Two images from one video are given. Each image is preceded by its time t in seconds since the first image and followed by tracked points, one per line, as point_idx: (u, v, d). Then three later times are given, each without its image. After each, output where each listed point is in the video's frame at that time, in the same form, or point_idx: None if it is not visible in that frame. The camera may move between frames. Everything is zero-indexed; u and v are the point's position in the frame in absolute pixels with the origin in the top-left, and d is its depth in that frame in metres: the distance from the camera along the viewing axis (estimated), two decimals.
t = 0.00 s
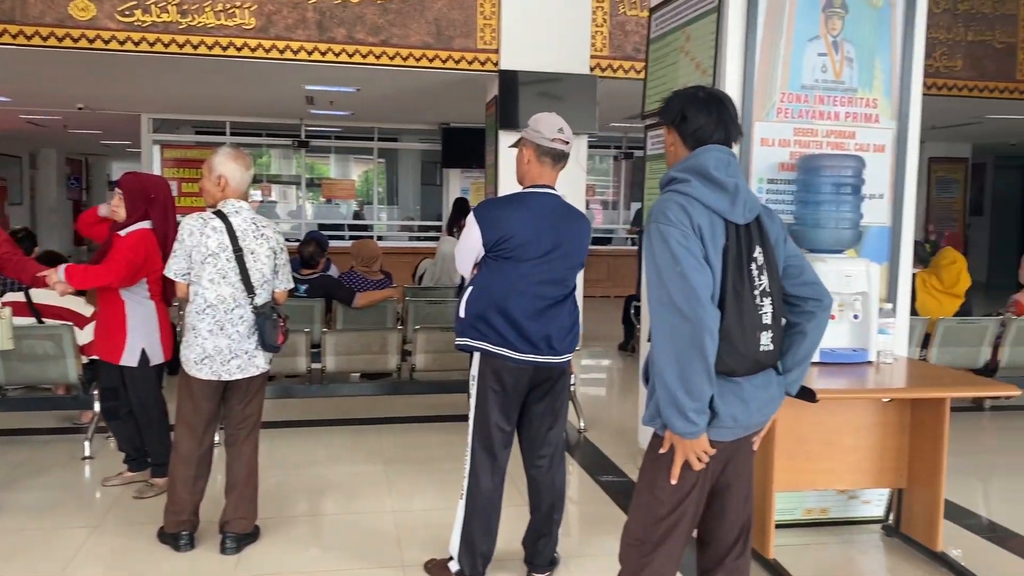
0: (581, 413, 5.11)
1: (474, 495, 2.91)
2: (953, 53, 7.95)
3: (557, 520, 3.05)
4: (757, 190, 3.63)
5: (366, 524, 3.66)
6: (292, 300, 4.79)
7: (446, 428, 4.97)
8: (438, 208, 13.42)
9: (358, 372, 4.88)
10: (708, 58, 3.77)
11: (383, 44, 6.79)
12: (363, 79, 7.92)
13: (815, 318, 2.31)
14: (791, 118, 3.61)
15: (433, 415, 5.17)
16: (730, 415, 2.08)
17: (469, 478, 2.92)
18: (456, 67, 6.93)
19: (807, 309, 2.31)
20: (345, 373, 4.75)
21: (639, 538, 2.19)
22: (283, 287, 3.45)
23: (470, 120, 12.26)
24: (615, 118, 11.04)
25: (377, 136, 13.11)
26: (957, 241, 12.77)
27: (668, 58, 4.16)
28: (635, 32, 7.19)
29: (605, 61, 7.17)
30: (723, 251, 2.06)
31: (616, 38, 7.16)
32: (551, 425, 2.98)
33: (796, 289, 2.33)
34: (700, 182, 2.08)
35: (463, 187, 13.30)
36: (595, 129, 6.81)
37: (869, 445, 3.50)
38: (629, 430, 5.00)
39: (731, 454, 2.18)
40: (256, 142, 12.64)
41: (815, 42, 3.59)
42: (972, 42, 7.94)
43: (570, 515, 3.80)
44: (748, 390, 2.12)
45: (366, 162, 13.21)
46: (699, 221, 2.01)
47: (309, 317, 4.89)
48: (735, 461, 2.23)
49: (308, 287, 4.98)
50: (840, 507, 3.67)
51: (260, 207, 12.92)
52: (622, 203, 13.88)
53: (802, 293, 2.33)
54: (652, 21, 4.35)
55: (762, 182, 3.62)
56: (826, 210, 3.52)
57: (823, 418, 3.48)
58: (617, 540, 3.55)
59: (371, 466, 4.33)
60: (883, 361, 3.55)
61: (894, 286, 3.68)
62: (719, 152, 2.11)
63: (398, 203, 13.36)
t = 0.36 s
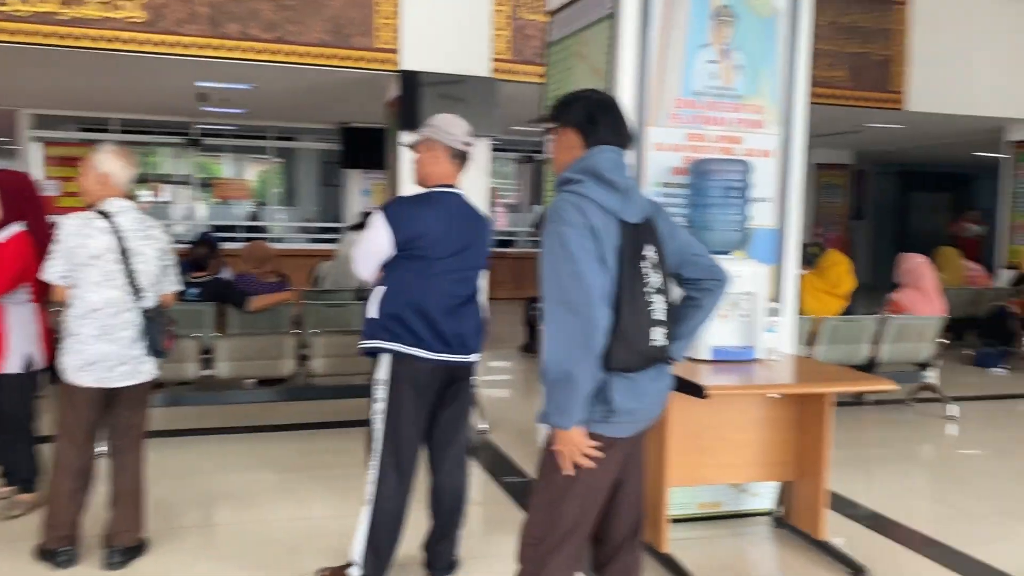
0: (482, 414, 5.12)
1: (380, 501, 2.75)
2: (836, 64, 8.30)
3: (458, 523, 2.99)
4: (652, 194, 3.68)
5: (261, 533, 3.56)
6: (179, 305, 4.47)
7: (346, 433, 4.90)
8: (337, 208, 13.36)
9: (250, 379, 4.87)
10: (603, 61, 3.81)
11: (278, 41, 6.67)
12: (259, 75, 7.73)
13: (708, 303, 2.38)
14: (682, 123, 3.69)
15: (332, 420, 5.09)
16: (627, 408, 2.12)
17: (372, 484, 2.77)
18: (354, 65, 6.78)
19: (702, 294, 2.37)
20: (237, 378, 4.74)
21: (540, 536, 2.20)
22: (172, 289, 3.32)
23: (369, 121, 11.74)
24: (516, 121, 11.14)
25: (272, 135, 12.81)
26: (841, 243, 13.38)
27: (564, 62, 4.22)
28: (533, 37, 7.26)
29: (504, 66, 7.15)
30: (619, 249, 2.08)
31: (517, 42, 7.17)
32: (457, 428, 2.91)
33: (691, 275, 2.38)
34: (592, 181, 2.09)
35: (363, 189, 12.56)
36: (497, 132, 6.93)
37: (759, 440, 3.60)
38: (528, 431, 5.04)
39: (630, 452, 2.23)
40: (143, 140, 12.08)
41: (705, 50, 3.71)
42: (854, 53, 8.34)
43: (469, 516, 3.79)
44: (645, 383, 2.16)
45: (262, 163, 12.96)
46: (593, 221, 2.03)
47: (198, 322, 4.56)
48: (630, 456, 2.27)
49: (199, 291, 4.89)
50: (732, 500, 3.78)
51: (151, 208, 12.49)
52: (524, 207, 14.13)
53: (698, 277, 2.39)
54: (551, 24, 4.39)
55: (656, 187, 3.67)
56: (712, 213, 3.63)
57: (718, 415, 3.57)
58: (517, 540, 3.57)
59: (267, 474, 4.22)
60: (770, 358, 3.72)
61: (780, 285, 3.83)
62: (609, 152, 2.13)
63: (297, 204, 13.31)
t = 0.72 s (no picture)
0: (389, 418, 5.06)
1: (277, 514, 2.64)
2: (733, 72, 8.73)
3: (358, 527, 2.91)
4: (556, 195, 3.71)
5: (157, 546, 3.42)
6: (67, 312, 4.48)
7: (249, 441, 4.77)
8: (240, 213, 12.91)
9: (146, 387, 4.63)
10: (508, 64, 3.82)
11: (177, 37, 7.05)
12: (156, 70, 7.47)
13: (606, 302, 2.36)
14: (586, 126, 3.74)
15: (236, 428, 4.95)
16: (535, 410, 2.07)
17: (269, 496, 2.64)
18: (258, 62, 7.31)
19: (599, 293, 2.34)
20: (133, 386, 4.50)
21: (454, 543, 2.09)
22: (55, 292, 3.12)
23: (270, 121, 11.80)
24: (425, 123, 11.11)
25: (171, 133, 12.43)
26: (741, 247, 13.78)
27: (471, 64, 4.22)
28: (441, 37, 7.98)
29: (411, 65, 7.85)
30: (521, 252, 2.01)
31: (423, 43, 7.89)
32: (351, 435, 2.86)
33: (590, 272, 2.35)
34: (492, 183, 2.04)
35: (266, 190, 12.45)
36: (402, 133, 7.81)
37: (660, 435, 3.67)
38: (437, 434, 5.03)
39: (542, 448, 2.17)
40: (30, 138, 11.69)
41: (608, 54, 3.76)
42: (750, 62, 8.79)
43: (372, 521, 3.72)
44: (548, 382, 2.11)
45: (160, 162, 12.51)
46: (490, 225, 1.97)
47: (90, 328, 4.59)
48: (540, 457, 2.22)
49: (89, 296, 4.70)
50: (636, 497, 3.83)
51: (41, 211, 11.96)
52: (434, 209, 13.86)
53: (595, 274, 2.36)
54: (456, 25, 4.40)
55: (560, 188, 3.70)
56: (618, 214, 3.70)
57: (621, 413, 3.62)
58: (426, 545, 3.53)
59: (165, 486, 4.06)
60: (672, 356, 3.79)
61: (681, 285, 3.91)
62: (509, 152, 2.08)
63: (196, 205, 12.76)
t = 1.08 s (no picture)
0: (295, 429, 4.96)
1: (165, 523, 2.45)
2: (638, 80, 8.89)
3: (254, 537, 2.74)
4: (464, 202, 3.70)
5: (44, 567, 3.23)
6: None
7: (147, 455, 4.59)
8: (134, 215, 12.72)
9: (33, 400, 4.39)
10: (415, 70, 3.81)
11: (66, 33, 6.77)
12: (46, 67, 7.13)
13: (506, 328, 2.28)
14: (494, 132, 3.74)
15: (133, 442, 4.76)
16: (433, 416, 2.00)
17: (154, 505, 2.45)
18: (155, 62, 7.09)
19: (500, 319, 2.26)
20: (19, 399, 4.26)
21: (354, 554, 2.03)
22: None
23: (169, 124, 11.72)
24: (332, 126, 10.95)
25: (62, 133, 11.76)
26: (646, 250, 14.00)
27: (376, 68, 4.17)
28: (345, 39, 7.94)
29: (316, 67, 7.80)
30: (417, 255, 1.97)
31: (327, 44, 7.84)
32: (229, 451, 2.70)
33: (493, 290, 2.27)
34: (390, 186, 2.00)
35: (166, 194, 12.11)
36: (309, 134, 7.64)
37: (567, 441, 3.69)
38: (344, 443, 4.97)
39: (446, 458, 2.13)
40: None
41: (514, 60, 3.76)
42: (653, 71, 8.95)
43: (276, 534, 3.62)
44: (449, 390, 2.05)
45: (50, 163, 11.91)
46: (384, 227, 1.93)
47: None
48: (444, 467, 2.17)
49: None
50: (545, 501, 3.86)
51: None
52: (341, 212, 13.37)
53: (498, 294, 2.28)
54: (360, 28, 4.34)
55: (468, 195, 3.70)
56: (526, 221, 3.71)
57: (529, 418, 3.61)
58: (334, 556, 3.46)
59: (55, 504, 3.85)
60: (579, 361, 3.82)
61: (588, 291, 3.96)
62: (409, 155, 2.04)
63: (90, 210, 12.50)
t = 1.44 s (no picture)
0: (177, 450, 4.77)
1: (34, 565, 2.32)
2: (529, 94, 8.86)
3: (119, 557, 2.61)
4: (351, 216, 3.54)
5: None
6: None
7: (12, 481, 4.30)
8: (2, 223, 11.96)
9: None
10: (298, 79, 3.60)
11: None
12: None
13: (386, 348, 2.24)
14: (381, 145, 3.61)
15: None
16: (316, 434, 1.91)
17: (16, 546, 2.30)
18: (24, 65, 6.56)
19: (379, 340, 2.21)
20: None
21: None
22: None
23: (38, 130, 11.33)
24: (218, 133, 10.60)
25: None
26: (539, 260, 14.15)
27: (260, 78, 4.04)
28: (230, 47, 7.67)
29: (199, 73, 7.52)
30: (307, 267, 1.88)
31: (213, 51, 7.57)
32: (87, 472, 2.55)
33: (376, 307, 2.22)
34: (281, 197, 1.90)
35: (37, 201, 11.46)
36: (188, 143, 7.62)
37: (459, 456, 3.63)
38: (228, 463, 4.81)
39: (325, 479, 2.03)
40: None
41: (401, 73, 3.66)
42: (544, 86, 8.94)
43: (155, 561, 3.44)
44: (333, 407, 1.96)
45: None
46: (276, 237, 1.83)
47: None
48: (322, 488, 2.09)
49: None
50: (436, 516, 3.83)
51: None
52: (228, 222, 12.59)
53: (380, 312, 2.24)
54: (243, 36, 4.21)
55: (356, 208, 3.54)
56: (415, 235, 3.61)
57: (416, 434, 3.54)
58: None
59: None
60: (471, 374, 3.70)
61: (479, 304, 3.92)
62: (300, 169, 1.96)
63: None
